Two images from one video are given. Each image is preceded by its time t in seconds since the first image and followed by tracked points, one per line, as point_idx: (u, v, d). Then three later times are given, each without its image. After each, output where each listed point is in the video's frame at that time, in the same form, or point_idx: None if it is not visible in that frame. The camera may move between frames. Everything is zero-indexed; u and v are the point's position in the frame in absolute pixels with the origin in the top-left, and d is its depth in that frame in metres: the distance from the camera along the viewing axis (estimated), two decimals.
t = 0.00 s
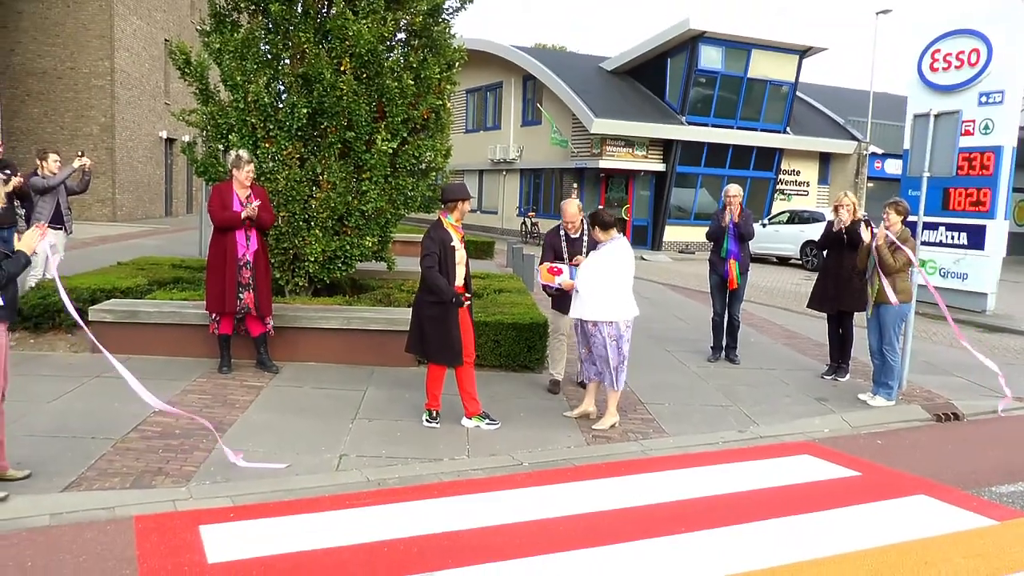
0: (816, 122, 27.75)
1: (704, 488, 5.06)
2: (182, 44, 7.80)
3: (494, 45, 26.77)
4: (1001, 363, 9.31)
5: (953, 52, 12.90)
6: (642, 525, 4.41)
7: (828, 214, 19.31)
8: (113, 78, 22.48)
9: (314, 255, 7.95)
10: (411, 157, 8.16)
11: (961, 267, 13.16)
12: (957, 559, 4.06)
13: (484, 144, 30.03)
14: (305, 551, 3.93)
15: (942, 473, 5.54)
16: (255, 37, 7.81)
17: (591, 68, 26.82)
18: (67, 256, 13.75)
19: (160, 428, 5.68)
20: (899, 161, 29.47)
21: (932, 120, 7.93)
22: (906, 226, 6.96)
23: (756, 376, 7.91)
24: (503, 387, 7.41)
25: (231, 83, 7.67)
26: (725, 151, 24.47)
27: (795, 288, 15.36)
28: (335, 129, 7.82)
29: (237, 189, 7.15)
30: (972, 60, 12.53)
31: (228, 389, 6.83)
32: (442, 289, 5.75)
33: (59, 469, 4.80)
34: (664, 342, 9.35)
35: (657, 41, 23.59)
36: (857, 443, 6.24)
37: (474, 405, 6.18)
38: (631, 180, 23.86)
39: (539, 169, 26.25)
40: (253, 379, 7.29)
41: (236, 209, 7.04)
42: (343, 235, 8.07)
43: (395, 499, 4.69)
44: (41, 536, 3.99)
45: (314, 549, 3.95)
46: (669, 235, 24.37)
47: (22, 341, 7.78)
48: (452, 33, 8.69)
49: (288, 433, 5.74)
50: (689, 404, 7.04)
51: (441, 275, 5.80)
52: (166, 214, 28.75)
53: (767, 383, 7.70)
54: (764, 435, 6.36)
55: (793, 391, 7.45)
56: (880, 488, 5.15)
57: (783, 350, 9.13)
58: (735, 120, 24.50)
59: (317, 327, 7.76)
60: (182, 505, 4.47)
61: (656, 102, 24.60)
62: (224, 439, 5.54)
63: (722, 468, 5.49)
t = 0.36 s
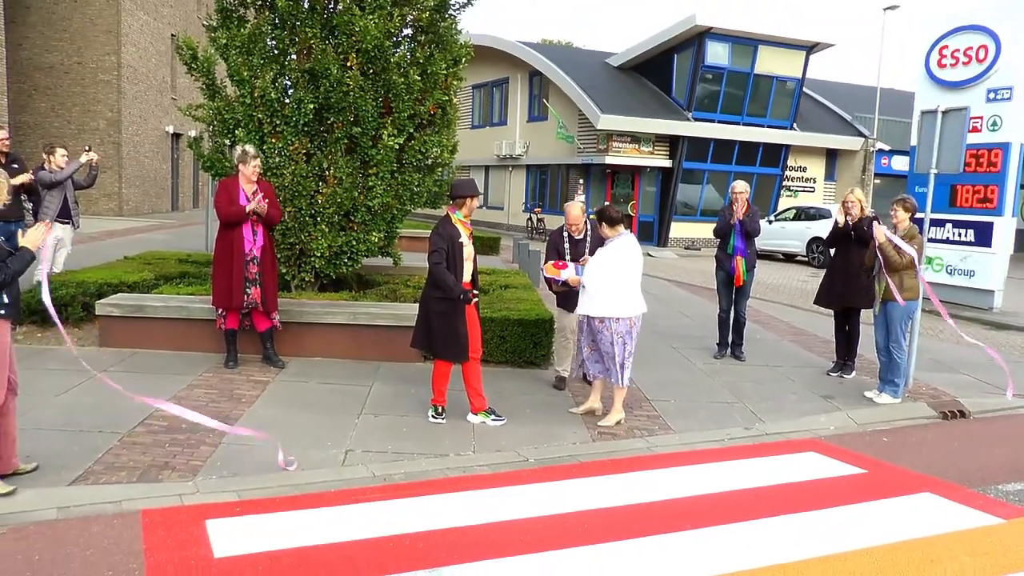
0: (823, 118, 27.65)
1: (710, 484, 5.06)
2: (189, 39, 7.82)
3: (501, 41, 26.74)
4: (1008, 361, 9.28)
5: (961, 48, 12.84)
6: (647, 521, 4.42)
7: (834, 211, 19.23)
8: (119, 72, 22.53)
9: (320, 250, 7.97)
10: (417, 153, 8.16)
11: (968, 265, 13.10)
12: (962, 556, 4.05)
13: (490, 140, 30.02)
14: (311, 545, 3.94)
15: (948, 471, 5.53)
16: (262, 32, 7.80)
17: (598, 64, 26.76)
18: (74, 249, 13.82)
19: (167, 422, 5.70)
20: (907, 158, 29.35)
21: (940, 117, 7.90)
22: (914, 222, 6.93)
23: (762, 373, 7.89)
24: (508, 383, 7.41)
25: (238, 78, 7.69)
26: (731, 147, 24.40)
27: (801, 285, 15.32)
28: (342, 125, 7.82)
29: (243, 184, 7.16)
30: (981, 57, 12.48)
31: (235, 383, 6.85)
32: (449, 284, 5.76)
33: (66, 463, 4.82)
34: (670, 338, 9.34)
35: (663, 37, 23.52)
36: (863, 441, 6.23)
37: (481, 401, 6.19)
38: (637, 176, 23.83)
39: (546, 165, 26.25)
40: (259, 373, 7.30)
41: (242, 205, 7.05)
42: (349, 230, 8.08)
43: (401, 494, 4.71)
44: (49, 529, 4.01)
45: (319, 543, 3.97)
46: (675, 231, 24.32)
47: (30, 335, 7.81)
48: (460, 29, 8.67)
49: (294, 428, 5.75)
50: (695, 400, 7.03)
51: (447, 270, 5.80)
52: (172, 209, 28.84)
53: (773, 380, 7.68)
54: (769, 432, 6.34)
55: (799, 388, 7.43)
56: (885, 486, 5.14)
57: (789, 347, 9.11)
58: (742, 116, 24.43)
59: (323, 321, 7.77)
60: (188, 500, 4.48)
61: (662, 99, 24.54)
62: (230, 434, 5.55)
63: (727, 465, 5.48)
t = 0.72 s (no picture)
0: (831, 111, 27.50)
1: (718, 479, 5.05)
2: (196, 35, 7.82)
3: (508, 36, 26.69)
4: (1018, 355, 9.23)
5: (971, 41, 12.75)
6: (656, 515, 4.42)
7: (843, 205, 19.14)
8: (127, 69, 22.58)
9: (328, 246, 8.00)
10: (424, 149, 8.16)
11: (977, 259, 13.03)
12: (972, 551, 4.04)
13: (497, 135, 29.99)
14: (320, 540, 3.96)
15: (958, 465, 5.51)
16: (269, 28, 7.80)
17: (605, 59, 26.67)
18: (83, 246, 13.89)
19: (176, 417, 5.73)
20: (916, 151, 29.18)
21: (950, 111, 7.84)
22: (924, 216, 6.89)
23: (770, 367, 7.88)
24: (517, 378, 7.41)
25: (245, 74, 7.69)
26: (739, 141, 24.30)
27: (809, 279, 15.26)
28: (349, 120, 7.82)
29: (251, 179, 7.17)
30: (991, 50, 12.38)
31: (243, 379, 6.87)
32: (458, 280, 5.75)
33: (77, 458, 4.85)
34: (678, 333, 9.32)
35: (671, 32, 23.42)
36: (872, 435, 6.21)
37: (493, 394, 6.23)
38: (645, 170, 23.77)
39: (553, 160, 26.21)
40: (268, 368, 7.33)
41: (251, 200, 7.06)
42: (358, 226, 8.09)
43: (409, 489, 4.72)
44: (61, 524, 4.04)
45: (328, 538, 3.98)
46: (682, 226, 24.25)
47: (40, 331, 7.87)
48: (467, 24, 8.66)
49: (303, 423, 5.77)
50: (703, 395, 7.02)
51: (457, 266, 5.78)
52: (180, 205, 28.94)
53: (782, 374, 7.66)
54: (778, 426, 6.33)
55: (808, 383, 7.41)
56: (895, 480, 5.13)
57: (798, 342, 9.09)
58: (750, 110, 24.31)
59: (331, 317, 7.78)
60: (198, 494, 4.51)
61: (670, 93, 24.45)
62: (240, 429, 5.58)
63: (736, 459, 5.48)
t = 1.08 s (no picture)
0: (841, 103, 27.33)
1: (726, 472, 5.04)
2: (204, 29, 7.84)
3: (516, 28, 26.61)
4: None
5: (982, 32, 12.64)
6: (663, 509, 4.41)
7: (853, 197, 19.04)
8: (135, 63, 22.61)
9: (337, 240, 8.01)
10: (432, 142, 8.16)
11: (987, 251, 12.96)
12: (981, 545, 4.02)
13: (505, 127, 29.93)
14: (328, 533, 3.98)
15: (967, 459, 5.49)
16: (277, 21, 7.78)
17: (613, 51, 26.55)
18: (93, 240, 13.95)
19: (186, 410, 5.76)
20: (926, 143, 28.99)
21: (960, 102, 7.78)
22: (934, 208, 6.86)
23: (779, 360, 7.85)
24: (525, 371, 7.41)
25: (253, 68, 7.69)
26: (747, 133, 24.19)
27: (818, 272, 15.20)
28: (357, 114, 7.82)
29: (258, 172, 7.13)
30: (1002, 40, 12.27)
31: (253, 372, 6.90)
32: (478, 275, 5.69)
33: (87, 450, 4.89)
34: (687, 326, 9.30)
35: (679, 24, 23.31)
36: (881, 428, 6.19)
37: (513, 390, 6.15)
38: (654, 163, 23.68)
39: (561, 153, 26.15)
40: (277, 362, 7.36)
41: (257, 194, 7.04)
42: (366, 219, 8.09)
43: (417, 481, 4.73)
44: (72, 516, 4.08)
45: (337, 531, 4.00)
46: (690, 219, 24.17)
47: (51, 324, 7.91)
48: (474, 17, 8.63)
49: (312, 416, 5.79)
50: (712, 388, 7.01)
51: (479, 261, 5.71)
52: (189, 198, 29.02)
53: (792, 368, 7.64)
54: (787, 420, 6.31)
55: (818, 376, 7.38)
56: (904, 473, 5.11)
57: (807, 335, 9.06)
58: (758, 102, 24.18)
59: (340, 310, 7.79)
60: (207, 487, 4.54)
61: (678, 85, 24.34)
62: (249, 422, 5.60)
63: (744, 453, 5.47)
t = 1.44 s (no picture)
0: (845, 100, 27.23)
1: (729, 469, 5.04)
2: (209, 26, 7.85)
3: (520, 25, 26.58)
4: None
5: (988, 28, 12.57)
6: (666, 506, 4.41)
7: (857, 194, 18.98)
8: (140, 61, 22.64)
9: (341, 236, 8.02)
10: (437, 138, 8.15)
11: (992, 248, 12.92)
12: (985, 542, 4.01)
13: (509, 124, 29.89)
14: (331, 529, 3.98)
15: (972, 456, 5.47)
16: (282, 18, 7.81)
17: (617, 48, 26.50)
18: (98, 237, 13.99)
19: (189, 406, 5.77)
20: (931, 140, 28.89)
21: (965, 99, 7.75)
22: (938, 206, 6.87)
23: (783, 357, 7.84)
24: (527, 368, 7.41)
25: (257, 65, 7.69)
26: (751, 130, 24.13)
27: (823, 269, 15.16)
28: (362, 111, 7.82)
29: (261, 170, 7.11)
30: (1008, 37, 12.20)
31: (256, 368, 6.91)
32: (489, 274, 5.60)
33: (91, 446, 4.90)
34: (690, 324, 9.29)
35: (684, 21, 23.26)
36: (884, 425, 6.18)
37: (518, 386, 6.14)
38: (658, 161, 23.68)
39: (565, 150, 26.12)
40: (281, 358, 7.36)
41: (258, 189, 7.03)
42: (370, 216, 8.10)
43: (419, 478, 4.74)
44: (75, 512, 4.09)
45: (339, 527, 4.00)
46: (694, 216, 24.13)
47: (55, 320, 7.93)
48: (479, 14, 8.62)
49: (315, 412, 5.80)
50: (715, 385, 7.00)
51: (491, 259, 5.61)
52: (193, 195, 29.06)
53: (795, 365, 7.63)
54: (790, 417, 6.29)
55: (821, 373, 7.37)
56: (908, 470, 5.10)
57: (811, 332, 9.04)
58: (763, 99, 24.10)
59: (344, 307, 7.80)
60: (210, 483, 4.54)
61: (683, 82, 24.30)
62: (252, 418, 5.60)
63: (746, 450, 5.46)
